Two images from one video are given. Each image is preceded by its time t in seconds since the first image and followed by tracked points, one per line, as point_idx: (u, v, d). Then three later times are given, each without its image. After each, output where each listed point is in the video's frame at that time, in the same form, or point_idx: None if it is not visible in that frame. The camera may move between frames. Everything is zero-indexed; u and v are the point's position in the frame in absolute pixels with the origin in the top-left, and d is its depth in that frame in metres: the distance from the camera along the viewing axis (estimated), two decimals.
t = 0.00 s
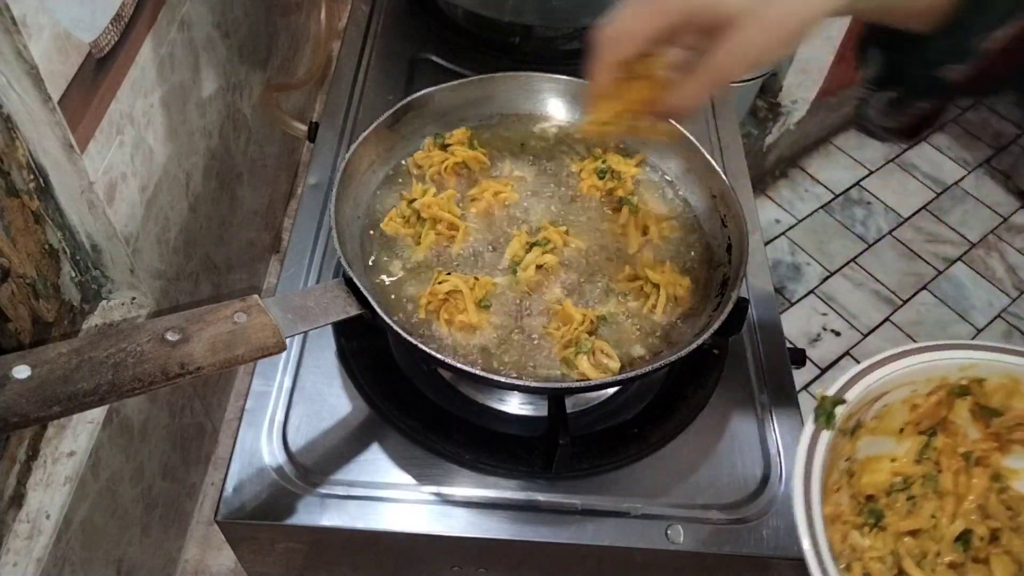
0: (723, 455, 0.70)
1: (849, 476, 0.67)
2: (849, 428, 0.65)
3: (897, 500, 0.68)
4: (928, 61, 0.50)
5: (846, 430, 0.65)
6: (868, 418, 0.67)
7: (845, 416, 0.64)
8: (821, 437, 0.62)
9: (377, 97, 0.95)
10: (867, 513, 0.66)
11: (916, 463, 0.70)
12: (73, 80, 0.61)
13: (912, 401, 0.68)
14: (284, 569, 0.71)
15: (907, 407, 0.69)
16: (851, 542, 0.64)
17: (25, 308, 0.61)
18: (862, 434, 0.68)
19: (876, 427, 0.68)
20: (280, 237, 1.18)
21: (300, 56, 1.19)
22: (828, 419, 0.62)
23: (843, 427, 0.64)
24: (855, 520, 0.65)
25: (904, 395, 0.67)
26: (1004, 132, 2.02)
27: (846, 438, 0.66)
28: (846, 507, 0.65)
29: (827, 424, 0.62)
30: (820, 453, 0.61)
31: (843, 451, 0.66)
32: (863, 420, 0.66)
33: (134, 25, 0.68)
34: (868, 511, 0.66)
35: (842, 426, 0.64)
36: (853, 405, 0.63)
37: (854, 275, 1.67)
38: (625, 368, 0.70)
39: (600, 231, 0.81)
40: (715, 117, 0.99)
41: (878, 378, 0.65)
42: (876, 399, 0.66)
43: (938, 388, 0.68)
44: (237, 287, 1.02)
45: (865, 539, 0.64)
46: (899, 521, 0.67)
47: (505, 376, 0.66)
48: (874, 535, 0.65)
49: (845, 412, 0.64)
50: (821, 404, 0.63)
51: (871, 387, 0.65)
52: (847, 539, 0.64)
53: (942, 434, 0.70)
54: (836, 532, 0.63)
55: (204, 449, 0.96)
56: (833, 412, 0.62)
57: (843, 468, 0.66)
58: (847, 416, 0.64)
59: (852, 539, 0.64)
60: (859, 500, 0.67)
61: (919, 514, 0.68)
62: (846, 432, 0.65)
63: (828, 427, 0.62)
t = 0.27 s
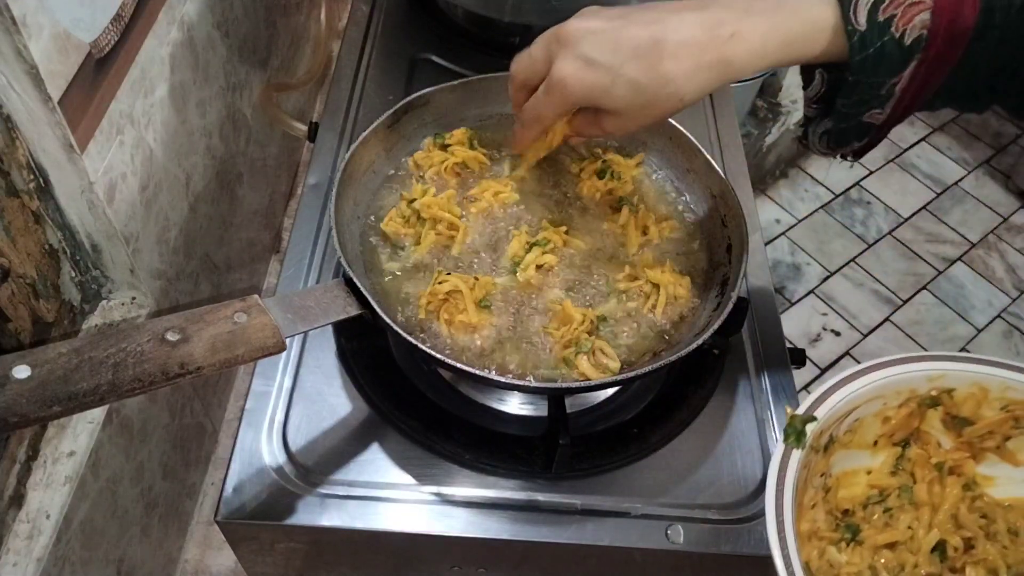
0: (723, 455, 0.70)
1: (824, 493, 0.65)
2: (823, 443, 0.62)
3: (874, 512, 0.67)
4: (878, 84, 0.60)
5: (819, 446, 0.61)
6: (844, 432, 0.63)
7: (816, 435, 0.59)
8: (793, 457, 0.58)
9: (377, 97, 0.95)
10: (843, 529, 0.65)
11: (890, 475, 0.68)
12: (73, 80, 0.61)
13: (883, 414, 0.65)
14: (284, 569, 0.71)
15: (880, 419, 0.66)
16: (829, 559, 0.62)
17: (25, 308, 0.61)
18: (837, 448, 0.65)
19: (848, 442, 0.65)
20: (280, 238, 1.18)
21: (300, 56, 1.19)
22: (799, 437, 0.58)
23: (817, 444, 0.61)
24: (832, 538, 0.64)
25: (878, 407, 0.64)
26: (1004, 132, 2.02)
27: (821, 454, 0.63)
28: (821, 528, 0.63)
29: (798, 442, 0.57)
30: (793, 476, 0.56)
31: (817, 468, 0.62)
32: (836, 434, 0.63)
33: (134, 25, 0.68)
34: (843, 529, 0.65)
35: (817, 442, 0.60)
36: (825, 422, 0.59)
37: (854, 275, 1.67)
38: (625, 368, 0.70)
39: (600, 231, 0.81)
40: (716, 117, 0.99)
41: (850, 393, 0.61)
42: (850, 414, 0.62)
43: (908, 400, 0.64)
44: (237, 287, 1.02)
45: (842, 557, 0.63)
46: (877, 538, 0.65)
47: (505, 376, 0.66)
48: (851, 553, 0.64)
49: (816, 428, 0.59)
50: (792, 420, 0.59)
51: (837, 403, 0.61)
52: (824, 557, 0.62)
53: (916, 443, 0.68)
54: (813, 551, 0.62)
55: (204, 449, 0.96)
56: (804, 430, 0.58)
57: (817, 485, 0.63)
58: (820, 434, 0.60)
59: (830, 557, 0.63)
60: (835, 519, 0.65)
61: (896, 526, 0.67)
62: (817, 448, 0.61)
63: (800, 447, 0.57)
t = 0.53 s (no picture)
0: (723, 455, 0.70)
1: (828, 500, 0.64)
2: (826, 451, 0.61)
3: (876, 521, 0.67)
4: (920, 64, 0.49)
5: (822, 452, 0.61)
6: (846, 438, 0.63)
7: (818, 442, 0.59)
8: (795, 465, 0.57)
9: (377, 97, 0.95)
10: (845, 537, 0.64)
11: (893, 482, 0.68)
12: (73, 80, 0.61)
13: (886, 422, 0.65)
14: (284, 569, 0.71)
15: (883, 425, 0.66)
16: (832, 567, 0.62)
17: (25, 308, 0.61)
18: (839, 455, 0.64)
19: (852, 449, 0.65)
20: (280, 238, 1.18)
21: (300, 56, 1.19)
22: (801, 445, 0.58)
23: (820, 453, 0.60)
24: (836, 546, 0.63)
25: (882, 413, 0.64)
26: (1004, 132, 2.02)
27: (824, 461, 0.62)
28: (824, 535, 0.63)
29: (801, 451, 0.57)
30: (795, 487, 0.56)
31: (819, 476, 0.62)
32: (839, 441, 0.63)
33: (134, 25, 0.68)
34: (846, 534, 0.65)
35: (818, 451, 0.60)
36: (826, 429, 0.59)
37: (854, 275, 1.67)
38: (625, 368, 0.70)
39: (600, 231, 0.81)
40: (715, 118, 0.99)
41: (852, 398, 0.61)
42: (853, 420, 0.62)
43: (911, 407, 0.64)
44: (237, 287, 1.02)
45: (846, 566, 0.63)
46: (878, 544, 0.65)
47: (505, 376, 0.66)
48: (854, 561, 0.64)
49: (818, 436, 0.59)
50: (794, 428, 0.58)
51: (839, 411, 0.61)
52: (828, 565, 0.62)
53: (920, 450, 0.68)
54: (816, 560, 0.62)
55: (203, 449, 0.96)
56: (807, 438, 0.58)
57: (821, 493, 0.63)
58: (822, 441, 0.60)
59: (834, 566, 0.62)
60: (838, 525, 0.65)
61: (899, 534, 0.67)
62: (820, 455, 0.61)
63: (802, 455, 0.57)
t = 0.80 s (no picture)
0: (723, 455, 0.70)
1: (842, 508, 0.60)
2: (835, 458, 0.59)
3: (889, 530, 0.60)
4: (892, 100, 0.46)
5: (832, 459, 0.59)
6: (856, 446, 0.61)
7: (828, 449, 0.58)
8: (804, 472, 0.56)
9: (377, 97, 0.95)
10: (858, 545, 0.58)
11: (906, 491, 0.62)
12: (73, 80, 0.61)
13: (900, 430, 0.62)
14: (284, 569, 0.71)
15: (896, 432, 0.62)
16: None
17: (25, 308, 0.61)
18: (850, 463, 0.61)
19: (862, 456, 0.61)
20: (280, 238, 1.18)
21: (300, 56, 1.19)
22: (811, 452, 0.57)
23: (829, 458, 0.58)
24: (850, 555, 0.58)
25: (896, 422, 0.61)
26: (1004, 133, 2.02)
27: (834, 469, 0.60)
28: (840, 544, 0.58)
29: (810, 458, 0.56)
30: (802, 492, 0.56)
31: (830, 482, 0.59)
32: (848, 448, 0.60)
33: (134, 25, 0.68)
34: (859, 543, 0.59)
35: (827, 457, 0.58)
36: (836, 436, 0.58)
37: (854, 275, 1.67)
38: (625, 368, 0.70)
39: (600, 231, 0.81)
40: (716, 118, 0.99)
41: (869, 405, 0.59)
42: (863, 427, 0.60)
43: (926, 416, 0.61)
44: (237, 287, 1.02)
45: None
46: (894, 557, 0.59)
47: (505, 376, 0.66)
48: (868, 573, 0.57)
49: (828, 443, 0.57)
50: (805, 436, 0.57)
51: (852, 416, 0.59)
52: None
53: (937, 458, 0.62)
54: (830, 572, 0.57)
55: (204, 449, 0.96)
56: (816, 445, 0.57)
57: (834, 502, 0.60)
58: (831, 448, 0.58)
59: None
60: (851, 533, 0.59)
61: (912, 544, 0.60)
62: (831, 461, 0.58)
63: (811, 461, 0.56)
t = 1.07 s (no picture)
0: (723, 455, 0.70)
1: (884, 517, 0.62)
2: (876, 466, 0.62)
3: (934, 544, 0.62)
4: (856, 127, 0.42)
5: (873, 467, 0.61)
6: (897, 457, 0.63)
7: (870, 455, 0.60)
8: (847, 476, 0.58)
9: (377, 97, 0.95)
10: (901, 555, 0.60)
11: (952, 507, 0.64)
12: (73, 81, 0.61)
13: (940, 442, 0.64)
14: (283, 569, 0.71)
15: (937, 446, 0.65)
16: None
17: (25, 308, 0.61)
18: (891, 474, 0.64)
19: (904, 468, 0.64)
20: (280, 238, 1.18)
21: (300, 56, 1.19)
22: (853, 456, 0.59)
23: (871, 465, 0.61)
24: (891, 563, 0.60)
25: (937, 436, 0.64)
26: (1004, 132, 2.02)
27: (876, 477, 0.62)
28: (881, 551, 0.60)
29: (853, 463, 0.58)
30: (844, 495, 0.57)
31: (872, 490, 0.62)
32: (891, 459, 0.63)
33: (134, 25, 0.68)
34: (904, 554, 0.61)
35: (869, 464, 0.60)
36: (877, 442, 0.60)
37: (854, 275, 1.67)
38: (625, 368, 0.70)
39: (600, 231, 0.81)
40: (715, 117, 0.99)
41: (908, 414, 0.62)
42: (904, 438, 0.62)
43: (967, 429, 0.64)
44: (236, 287, 1.02)
45: None
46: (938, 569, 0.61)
47: (505, 376, 0.66)
48: None
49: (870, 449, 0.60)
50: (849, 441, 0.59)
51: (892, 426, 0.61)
52: None
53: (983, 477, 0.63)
54: None
55: (203, 449, 0.96)
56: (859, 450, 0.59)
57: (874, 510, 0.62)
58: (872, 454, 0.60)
59: None
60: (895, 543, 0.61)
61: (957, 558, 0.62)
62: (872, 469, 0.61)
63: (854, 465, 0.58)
